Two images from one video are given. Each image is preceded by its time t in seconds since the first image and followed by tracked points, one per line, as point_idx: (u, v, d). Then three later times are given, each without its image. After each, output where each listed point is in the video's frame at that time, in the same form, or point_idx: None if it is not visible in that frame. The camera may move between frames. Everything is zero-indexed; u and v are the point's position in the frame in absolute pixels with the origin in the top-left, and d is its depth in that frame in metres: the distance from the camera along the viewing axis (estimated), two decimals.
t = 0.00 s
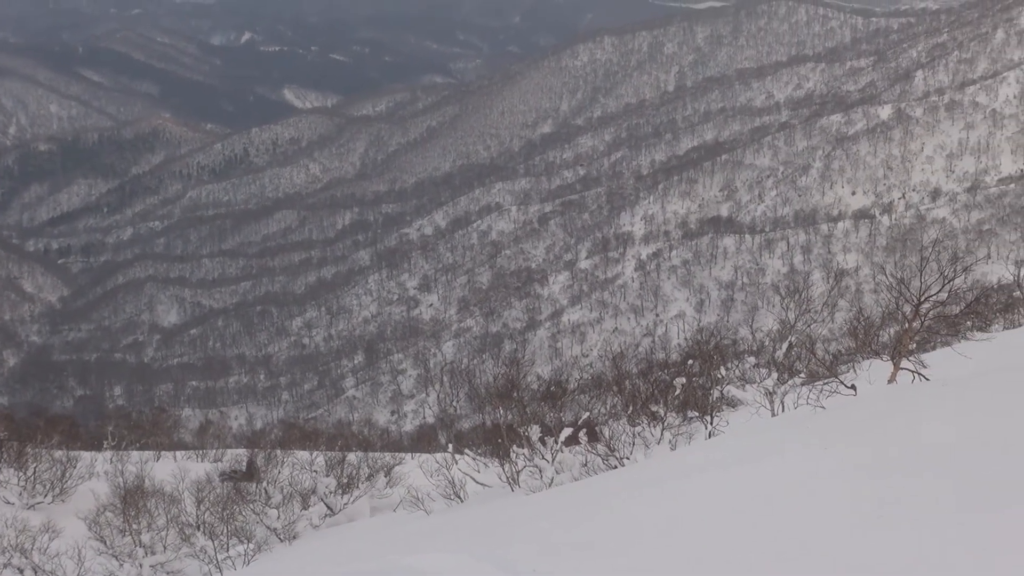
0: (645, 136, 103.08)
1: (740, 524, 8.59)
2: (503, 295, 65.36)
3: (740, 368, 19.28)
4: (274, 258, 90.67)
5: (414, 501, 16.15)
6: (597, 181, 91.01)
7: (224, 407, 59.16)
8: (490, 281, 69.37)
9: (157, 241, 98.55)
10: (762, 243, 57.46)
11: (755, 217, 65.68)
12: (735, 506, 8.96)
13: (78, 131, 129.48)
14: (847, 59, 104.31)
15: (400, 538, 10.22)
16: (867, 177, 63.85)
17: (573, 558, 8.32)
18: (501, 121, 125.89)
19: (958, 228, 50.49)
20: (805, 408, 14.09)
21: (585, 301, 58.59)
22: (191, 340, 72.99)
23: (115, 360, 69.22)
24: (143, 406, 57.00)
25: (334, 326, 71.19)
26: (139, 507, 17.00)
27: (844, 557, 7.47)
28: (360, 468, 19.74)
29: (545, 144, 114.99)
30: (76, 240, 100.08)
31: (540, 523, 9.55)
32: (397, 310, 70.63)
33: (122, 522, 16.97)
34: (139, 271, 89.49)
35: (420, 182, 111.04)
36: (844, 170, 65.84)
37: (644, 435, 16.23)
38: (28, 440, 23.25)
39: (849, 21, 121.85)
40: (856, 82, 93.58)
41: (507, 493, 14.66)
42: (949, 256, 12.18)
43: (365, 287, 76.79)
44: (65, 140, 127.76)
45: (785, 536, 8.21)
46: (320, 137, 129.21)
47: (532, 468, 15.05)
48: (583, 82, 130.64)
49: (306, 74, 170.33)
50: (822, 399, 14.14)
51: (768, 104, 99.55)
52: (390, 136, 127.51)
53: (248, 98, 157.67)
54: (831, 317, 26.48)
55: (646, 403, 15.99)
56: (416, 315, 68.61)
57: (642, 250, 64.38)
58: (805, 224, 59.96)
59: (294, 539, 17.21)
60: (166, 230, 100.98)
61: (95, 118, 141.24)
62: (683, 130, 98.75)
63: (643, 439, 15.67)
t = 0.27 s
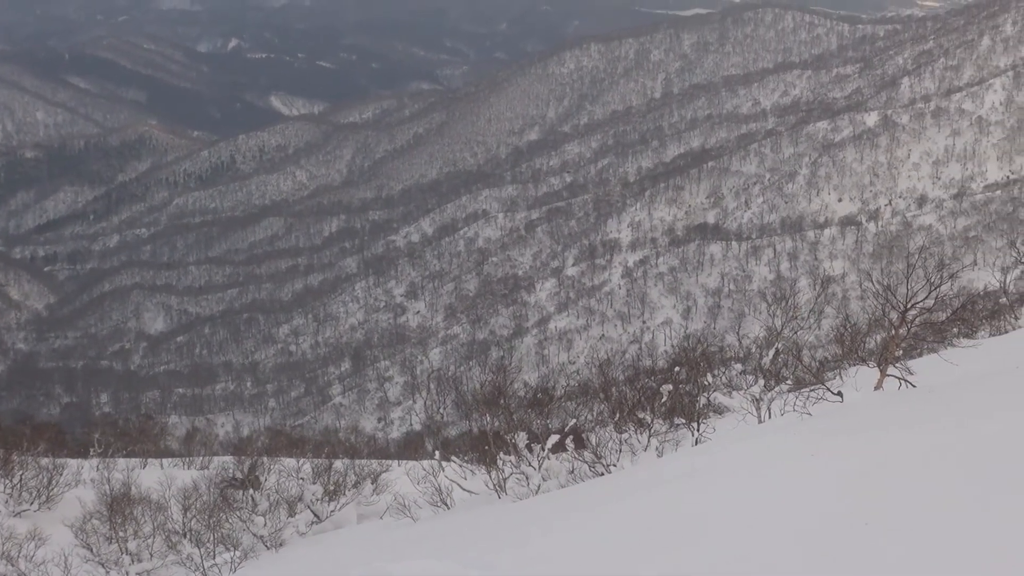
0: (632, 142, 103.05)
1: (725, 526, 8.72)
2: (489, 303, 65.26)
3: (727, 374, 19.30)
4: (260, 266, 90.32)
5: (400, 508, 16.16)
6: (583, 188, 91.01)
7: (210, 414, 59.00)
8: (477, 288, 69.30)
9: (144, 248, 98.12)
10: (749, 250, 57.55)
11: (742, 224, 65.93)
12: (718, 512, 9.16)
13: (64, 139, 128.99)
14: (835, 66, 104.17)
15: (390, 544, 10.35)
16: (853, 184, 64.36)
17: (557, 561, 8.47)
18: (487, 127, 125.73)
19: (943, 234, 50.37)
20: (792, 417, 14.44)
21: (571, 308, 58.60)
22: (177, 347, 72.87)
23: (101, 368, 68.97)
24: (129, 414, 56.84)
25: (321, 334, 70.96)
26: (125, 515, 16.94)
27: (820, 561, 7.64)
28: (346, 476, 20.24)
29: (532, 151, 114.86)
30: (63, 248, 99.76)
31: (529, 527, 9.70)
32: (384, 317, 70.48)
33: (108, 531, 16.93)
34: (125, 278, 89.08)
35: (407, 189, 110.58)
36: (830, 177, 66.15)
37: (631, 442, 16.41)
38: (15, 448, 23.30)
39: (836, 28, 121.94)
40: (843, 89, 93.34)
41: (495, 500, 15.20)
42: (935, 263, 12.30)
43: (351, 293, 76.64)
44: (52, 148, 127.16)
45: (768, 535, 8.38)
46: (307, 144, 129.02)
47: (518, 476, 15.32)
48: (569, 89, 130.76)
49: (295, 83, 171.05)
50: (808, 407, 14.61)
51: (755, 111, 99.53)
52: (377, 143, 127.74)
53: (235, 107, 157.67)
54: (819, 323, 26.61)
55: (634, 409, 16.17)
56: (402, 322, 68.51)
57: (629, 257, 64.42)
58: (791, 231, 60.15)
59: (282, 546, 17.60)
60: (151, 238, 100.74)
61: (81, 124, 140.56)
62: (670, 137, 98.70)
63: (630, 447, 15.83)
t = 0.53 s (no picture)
0: (614, 149, 103.61)
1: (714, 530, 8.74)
2: (472, 309, 65.28)
3: (710, 380, 19.42)
4: (244, 272, 89.81)
5: (383, 515, 16.30)
6: (566, 194, 91.40)
7: (193, 421, 58.96)
8: (460, 295, 69.41)
9: (126, 254, 97.65)
10: (731, 256, 57.96)
11: (725, 230, 66.53)
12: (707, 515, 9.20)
13: (46, 146, 128.26)
14: (816, 72, 104.73)
15: (380, 551, 10.36)
16: (836, 190, 64.71)
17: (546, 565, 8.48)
18: (469, 133, 126.01)
19: (925, 240, 51.14)
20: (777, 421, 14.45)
21: (554, 314, 58.82)
22: (160, 353, 72.70)
23: (83, 375, 68.69)
24: (112, 421, 56.72)
25: (304, 341, 70.83)
26: (106, 522, 17.05)
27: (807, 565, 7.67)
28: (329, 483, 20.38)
29: (515, 158, 115.21)
30: (45, 254, 99.23)
31: (519, 532, 9.71)
32: (367, 323, 70.50)
33: (89, 538, 17.01)
34: (107, 285, 88.63)
35: (390, 196, 110.30)
36: (812, 183, 66.77)
37: (614, 448, 16.45)
38: None
39: (818, 34, 122.92)
40: (824, 95, 93.97)
41: (477, 506, 15.15)
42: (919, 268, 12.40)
43: (334, 300, 76.71)
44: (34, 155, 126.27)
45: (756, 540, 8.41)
46: (289, 151, 129.04)
47: (502, 482, 15.32)
48: (551, 95, 131.50)
49: (279, 88, 171.08)
50: (793, 413, 14.63)
51: (737, 118, 100.22)
52: (360, 149, 127.74)
53: (217, 112, 157.57)
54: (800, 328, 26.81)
55: (617, 416, 16.31)
56: (385, 328, 68.58)
57: (612, 263, 64.71)
58: (774, 237, 60.57)
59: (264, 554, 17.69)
60: (133, 244, 99.90)
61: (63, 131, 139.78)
62: (652, 143, 99.19)
63: (614, 453, 15.88)
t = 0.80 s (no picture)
0: (597, 150, 104.05)
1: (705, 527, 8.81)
2: (456, 310, 65.29)
3: (693, 382, 19.60)
4: (227, 274, 89.47)
5: (367, 516, 16.58)
6: (549, 196, 91.83)
7: (176, 423, 59.22)
8: (444, 296, 69.55)
9: (109, 256, 97.09)
10: (715, 258, 58.33)
11: (708, 231, 67.13)
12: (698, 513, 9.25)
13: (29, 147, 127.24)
14: (799, 73, 105.24)
15: (372, 552, 10.39)
16: (819, 191, 65.76)
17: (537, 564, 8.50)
18: (454, 135, 126.16)
19: (908, 241, 51.55)
20: (760, 423, 14.64)
21: (539, 315, 59.03)
22: (143, 356, 72.57)
23: (66, 377, 68.46)
24: (95, 422, 56.58)
25: (287, 342, 70.74)
26: (90, 526, 17.24)
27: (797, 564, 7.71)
28: (314, 485, 20.64)
29: (497, 160, 115.43)
30: (27, 257, 98.67)
31: (510, 532, 9.74)
32: (350, 325, 70.55)
33: (72, 541, 17.21)
34: (90, 286, 88.05)
35: (374, 197, 110.35)
36: (796, 185, 67.48)
37: (598, 449, 16.52)
38: None
39: (801, 36, 123.58)
40: (807, 96, 94.34)
41: (461, 508, 15.34)
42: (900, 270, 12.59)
43: (318, 301, 76.79)
44: (16, 156, 125.04)
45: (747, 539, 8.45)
46: (272, 152, 128.80)
47: (486, 483, 15.48)
48: (535, 96, 131.92)
49: (264, 88, 170.49)
50: (775, 414, 14.81)
51: (721, 119, 100.75)
52: (344, 150, 127.66)
53: (200, 113, 157.20)
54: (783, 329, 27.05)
55: (601, 418, 16.55)
56: (369, 330, 68.70)
57: (596, 265, 64.93)
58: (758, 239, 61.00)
59: (248, 556, 17.93)
60: (116, 247, 98.94)
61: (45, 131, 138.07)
62: (636, 145, 99.54)
63: (597, 454, 16.00)
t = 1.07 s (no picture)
0: (581, 151, 104.54)
1: (698, 524, 8.82)
2: (439, 311, 65.43)
3: (677, 382, 19.64)
4: (211, 274, 89.67)
5: (351, 517, 16.64)
6: (533, 197, 92.19)
7: (159, 424, 59.41)
8: (428, 296, 69.63)
9: (92, 257, 96.88)
10: (699, 258, 58.62)
11: (692, 232, 67.45)
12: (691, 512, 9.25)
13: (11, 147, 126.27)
14: (783, 74, 105.89)
15: (366, 551, 10.42)
16: (801, 193, 65.78)
17: (529, 562, 8.51)
18: (438, 136, 126.60)
19: (891, 241, 51.60)
20: (744, 422, 14.58)
21: (522, 316, 59.20)
22: (127, 357, 72.69)
23: (49, 378, 68.43)
24: (78, 424, 56.75)
25: (271, 342, 70.95)
26: (74, 527, 17.34)
27: (787, 562, 7.70)
28: (297, 486, 20.79)
29: (480, 161, 115.71)
30: (10, 259, 98.53)
31: (502, 530, 9.77)
32: (334, 326, 70.60)
33: (55, 542, 17.30)
34: (74, 288, 87.87)
35: (357, 198, 110.66)
36: (779, 185, 67.96)
37: (582, 450, 16.52)
38: None
39: (784, 37, 124.14)
40: (790, 97, 95.61)
41: (445, 508, 15.41)
42: (883, 270, 12.58)
43: (302, 302, 76.77)
44: None
45: (738, 536, 8.45)
46: (256, 154, 128.82)
47: (469, 484, 15.56)
48: (519, 97, 132.29)
49: (247, 93, 171.02)
50: (759, 413, 14.75)
51: (704, 120, 101.23)
52: (327, 151, 127.85)
53: (184, 115, 157.42)
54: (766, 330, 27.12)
55: (584, 418, 16.59)
56: (353, 331, 68.67)
57: (580, 265, 65.08)
58: (741, 240, 61.29)
59: (231, 558, 18.11)
60: (100, 247, 99.15)
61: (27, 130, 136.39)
62: (619, 145, 99.99)
63: (582, 454, 16.00)
